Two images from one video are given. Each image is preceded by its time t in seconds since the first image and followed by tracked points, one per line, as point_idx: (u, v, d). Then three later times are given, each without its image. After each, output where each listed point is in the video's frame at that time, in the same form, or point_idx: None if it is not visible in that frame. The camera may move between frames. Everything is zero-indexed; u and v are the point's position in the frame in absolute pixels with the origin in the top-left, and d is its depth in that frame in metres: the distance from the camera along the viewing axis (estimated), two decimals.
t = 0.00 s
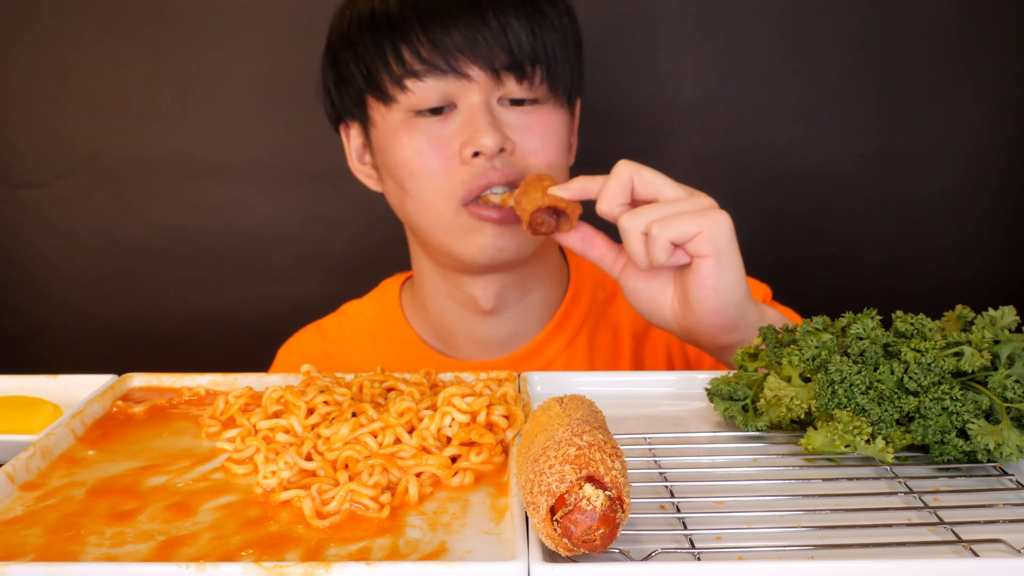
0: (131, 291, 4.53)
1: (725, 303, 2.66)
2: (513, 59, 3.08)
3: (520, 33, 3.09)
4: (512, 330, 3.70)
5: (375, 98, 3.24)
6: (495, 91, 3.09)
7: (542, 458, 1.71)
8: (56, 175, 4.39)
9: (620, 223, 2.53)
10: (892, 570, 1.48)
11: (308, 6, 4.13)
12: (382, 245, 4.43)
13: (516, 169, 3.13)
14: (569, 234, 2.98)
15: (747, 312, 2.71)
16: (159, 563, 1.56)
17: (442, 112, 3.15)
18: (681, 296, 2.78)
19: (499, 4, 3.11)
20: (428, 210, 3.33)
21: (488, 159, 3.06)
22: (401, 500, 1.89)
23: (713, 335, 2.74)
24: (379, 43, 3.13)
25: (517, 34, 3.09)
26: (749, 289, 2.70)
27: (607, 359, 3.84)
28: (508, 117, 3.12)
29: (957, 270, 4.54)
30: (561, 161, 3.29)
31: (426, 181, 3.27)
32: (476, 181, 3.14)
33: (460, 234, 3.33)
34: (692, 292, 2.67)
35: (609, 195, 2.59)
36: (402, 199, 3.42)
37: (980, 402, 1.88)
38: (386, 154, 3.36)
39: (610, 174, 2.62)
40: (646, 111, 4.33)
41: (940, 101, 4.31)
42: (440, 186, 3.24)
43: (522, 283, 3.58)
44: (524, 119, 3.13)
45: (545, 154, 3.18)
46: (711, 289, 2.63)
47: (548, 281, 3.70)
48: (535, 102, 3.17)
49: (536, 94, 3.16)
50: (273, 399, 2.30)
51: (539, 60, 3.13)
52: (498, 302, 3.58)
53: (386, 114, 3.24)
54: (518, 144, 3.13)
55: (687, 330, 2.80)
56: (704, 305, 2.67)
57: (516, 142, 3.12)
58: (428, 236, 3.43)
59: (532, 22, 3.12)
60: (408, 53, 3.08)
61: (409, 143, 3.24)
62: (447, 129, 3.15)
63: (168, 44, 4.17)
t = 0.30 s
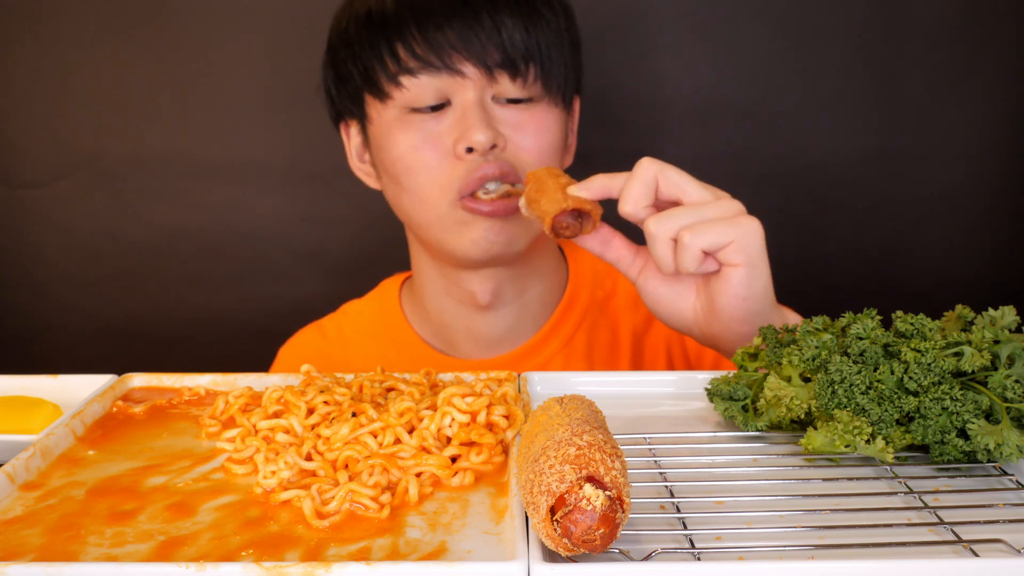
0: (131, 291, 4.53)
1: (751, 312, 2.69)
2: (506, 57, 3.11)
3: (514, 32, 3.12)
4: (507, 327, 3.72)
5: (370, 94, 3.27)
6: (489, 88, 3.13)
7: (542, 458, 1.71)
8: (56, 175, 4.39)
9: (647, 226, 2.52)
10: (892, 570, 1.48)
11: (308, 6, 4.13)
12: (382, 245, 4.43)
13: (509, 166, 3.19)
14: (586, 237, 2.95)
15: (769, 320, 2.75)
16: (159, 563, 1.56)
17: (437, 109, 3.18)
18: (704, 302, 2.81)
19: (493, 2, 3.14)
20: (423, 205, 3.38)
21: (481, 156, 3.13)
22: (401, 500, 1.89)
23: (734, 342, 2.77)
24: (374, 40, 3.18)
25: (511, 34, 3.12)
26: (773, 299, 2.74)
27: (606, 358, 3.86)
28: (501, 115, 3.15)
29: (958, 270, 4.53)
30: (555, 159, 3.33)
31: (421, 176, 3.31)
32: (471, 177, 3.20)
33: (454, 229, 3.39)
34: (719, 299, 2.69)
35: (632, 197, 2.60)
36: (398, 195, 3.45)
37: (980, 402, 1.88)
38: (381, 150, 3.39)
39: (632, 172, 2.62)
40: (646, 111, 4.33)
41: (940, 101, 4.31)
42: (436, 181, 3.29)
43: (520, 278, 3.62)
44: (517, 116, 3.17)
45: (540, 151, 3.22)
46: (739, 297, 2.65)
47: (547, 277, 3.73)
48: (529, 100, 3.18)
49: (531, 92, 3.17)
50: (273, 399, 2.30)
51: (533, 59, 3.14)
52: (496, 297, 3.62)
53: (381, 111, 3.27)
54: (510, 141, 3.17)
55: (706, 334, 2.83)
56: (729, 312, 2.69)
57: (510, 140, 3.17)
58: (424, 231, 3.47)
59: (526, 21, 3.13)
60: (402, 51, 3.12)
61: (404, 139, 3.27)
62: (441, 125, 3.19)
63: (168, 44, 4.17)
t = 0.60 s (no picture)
0: (131, 291, 4.53)
1: (773, 310, 2.73)
2: (517, 39, 3.25)
3: (524, 17, 3.28)
4: (506, 325, 3.77)
5: (379, 76, 3.34)
6: (497, 70, 3.26)
7: (542, 458, 1.71)
8: (56, 175, 4.39)
9: (672, 226, 2.55)
10: (892, 570, 1.48)
11: (308, 6, 4.13)
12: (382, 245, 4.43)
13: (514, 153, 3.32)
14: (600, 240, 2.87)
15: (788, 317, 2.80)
16: (159, 563, 1.56)
17: (444, 90, 3.28)
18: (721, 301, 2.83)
19: None
20: (424, 191, 3.46)
21: (488, 138, 3.27)
22: (401, 500, 1.89)
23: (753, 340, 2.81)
24: (386, 20, 3.30)
25: (523, 19, 3.29)
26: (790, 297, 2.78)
27: (607, 359, 3.85)
28: (510, 100, 3.28)
29: (958, 270, 4.53)
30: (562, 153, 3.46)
31: (424, 161, 3.39)
32: (476, 160, 3.32)
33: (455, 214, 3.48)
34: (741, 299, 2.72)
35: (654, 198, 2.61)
36: (399, 180, 3.51)
37: (980, 402, 1.88)
38: (385, 134, 3.44)
39: (653, 171, 2.63)
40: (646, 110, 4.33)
41: (940, 101, 4.32)
42: (439, 166, 3.37)
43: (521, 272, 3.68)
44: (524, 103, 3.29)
45: (546, 142, 3.36)
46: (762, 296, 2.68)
47: (549, 274, 3.78)
48: (537, 86, 3.31)
49: (540, 77, 3.30)
50: (273, 399, 2.30)
51: (542, 43, 3.30)
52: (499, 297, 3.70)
53: (388, 93, 3.33)
54: (516, 128, 3.31)
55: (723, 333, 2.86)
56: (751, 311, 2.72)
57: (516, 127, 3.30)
58: (423, 218, 3.55)
59: (536, 7, 3.32)
60: (413, 30, 3.24)
61: (408, 122, 3.34)
62: (448, 108, 3.29)
63: (168, 44, 4.17)
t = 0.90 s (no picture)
0: (131, 291, 4.52)
1: (796, 310, 2.78)
2: (518, 62, 3.20)
3: (527, 35, 3.20)
4: (512, 323, 3.75)
5: (382, 91, 3.37)
6: (500, 93, 3.23)
7: (542, 458, 1.71)
8: (56, 175, 4.39)
9: (706, 227, 2.55)
10: (892, 570, 1.48)
11: (308, 6, 4.13)
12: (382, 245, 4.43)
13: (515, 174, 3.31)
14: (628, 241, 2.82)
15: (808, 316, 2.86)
16: (160, 562, 1.56)
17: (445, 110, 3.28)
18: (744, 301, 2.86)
19: (508, 5, 3.22)
20: (426, 206, 3.48)
21: (487, 161, 3.26)
22: (401, 500, 1.89)
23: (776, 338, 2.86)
24: (387, 37, 3.28)
25: (525, 36, 3.21)
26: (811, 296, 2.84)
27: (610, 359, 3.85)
28: (511, 122, 3.26)
29: (958, 270, 4.52)
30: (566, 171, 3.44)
31: (426, 177, 3.40)
32: (476, 181, 3.32)
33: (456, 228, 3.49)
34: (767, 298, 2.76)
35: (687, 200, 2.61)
36: (402, 193, 3.54)
37: (980, 402, 1.88)
38: (389, 149, 3.47)
39: (684, 172, 2.63)
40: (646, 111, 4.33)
41: (940, 101, 4.31)
42: (440, 182, 3.38)
43: (526, 278, 3.66)
44: (526, 123, 3.27)
45: (549, 163, 3.35)
46: (787, 296, 2.72)
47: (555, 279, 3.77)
48: (541, 106, 3.27)
49: (542, 98, 3.26)
50: (273, 399, 2.30)
51: (547, 63, 3.22)
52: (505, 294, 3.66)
53: (391, 109, 3.36)
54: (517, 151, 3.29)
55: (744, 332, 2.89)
56: (776, 311, 2.77)
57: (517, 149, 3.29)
58: (427, 230, 3.58)
59: (542, 23, 3.20)
60: (413, 49, 3.22)
61: (410, 138, 3.36)
62: (449, 127, 3.29)
63: (169, 44, 4.18)
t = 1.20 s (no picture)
0: (131, 291, 4.52)
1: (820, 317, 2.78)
2: (519, 63, 3.19)
3: (529, 36, 3.19)
4: (514, 322, 3.77)
5: (385, 91, 3.39)
6: (500, 96, 3.23)
7: (542, 458, 1.71)
8: (56, 175, 4.39)
9: (733, 231, 2.58)
10: (892, 570, 1.48)
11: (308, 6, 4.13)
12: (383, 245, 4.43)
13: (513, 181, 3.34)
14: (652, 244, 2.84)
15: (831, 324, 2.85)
16: (159, 562, 1.56)
17: (446, 112, 3.28)
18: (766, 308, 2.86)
19: (511, 5, 3.21)
20: (427, 207, 3.49)
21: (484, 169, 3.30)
22: (401, 500, 1.89)
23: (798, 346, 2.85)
24: (389, 36, 3.29)
25: (528, 37, 3.19)
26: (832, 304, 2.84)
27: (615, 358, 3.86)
28: (512, 126, 3.26)
29: (958, 270, 4.52)
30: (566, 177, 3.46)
31: (426, 180, 3.41)
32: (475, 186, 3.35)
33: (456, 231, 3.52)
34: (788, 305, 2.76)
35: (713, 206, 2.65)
36: (404, 193, 3.55)
37: (980, 402, 1.88)
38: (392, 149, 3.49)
39: (710, 178, 2.67)
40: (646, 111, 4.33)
41: (940, 101, 4.31)
42: (440, 186, 3.40)
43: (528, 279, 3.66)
44: (528, 129, 3.28)
45: (547, 169, 3.36)
46: (810, 303, 2.73)
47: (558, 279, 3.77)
48: (542, 107, 3.26)
49: (545, 100, 3.25)
50: (273, 399, 2.30)
51: (548, 65, 3.20)
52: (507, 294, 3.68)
53: (394, 109, 3.37)
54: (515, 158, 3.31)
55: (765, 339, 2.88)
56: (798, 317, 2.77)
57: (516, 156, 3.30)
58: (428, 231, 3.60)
59: (545, 25, 3.18)
60: (415, 49, 3.23)
61: (411, 141, 3.37)
62: (450, 130, 3.30)
63: (169, 45, 4.18)
